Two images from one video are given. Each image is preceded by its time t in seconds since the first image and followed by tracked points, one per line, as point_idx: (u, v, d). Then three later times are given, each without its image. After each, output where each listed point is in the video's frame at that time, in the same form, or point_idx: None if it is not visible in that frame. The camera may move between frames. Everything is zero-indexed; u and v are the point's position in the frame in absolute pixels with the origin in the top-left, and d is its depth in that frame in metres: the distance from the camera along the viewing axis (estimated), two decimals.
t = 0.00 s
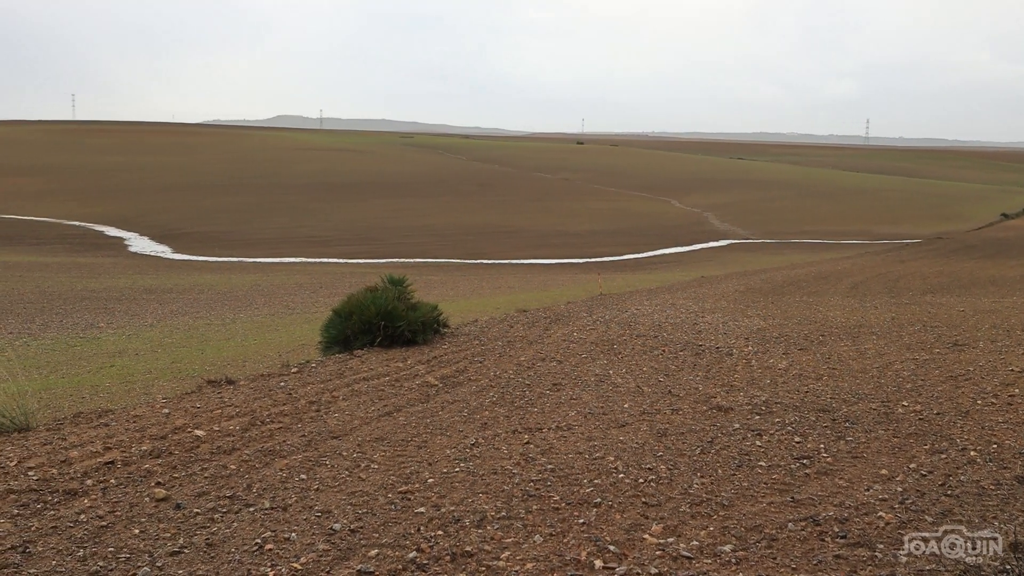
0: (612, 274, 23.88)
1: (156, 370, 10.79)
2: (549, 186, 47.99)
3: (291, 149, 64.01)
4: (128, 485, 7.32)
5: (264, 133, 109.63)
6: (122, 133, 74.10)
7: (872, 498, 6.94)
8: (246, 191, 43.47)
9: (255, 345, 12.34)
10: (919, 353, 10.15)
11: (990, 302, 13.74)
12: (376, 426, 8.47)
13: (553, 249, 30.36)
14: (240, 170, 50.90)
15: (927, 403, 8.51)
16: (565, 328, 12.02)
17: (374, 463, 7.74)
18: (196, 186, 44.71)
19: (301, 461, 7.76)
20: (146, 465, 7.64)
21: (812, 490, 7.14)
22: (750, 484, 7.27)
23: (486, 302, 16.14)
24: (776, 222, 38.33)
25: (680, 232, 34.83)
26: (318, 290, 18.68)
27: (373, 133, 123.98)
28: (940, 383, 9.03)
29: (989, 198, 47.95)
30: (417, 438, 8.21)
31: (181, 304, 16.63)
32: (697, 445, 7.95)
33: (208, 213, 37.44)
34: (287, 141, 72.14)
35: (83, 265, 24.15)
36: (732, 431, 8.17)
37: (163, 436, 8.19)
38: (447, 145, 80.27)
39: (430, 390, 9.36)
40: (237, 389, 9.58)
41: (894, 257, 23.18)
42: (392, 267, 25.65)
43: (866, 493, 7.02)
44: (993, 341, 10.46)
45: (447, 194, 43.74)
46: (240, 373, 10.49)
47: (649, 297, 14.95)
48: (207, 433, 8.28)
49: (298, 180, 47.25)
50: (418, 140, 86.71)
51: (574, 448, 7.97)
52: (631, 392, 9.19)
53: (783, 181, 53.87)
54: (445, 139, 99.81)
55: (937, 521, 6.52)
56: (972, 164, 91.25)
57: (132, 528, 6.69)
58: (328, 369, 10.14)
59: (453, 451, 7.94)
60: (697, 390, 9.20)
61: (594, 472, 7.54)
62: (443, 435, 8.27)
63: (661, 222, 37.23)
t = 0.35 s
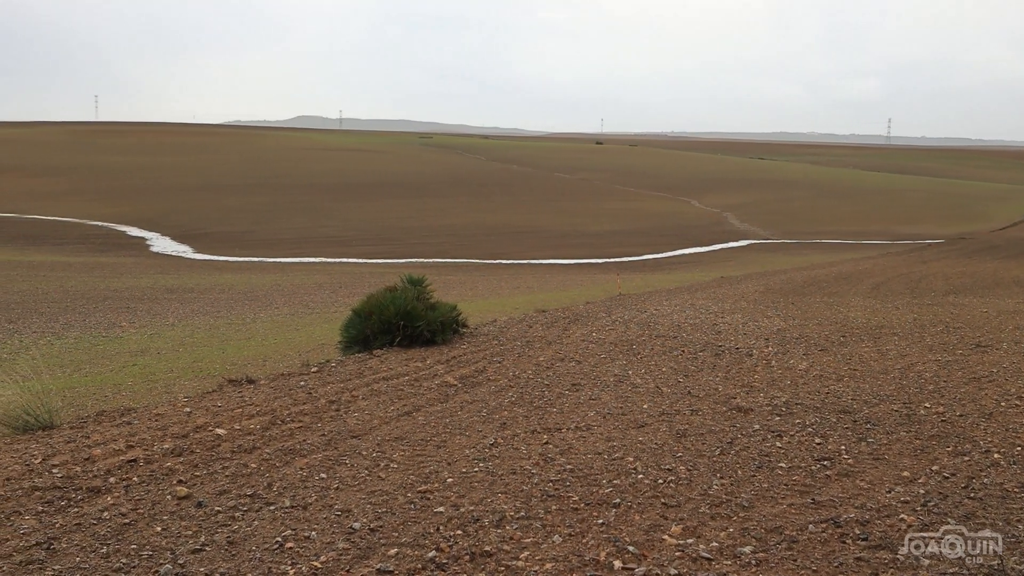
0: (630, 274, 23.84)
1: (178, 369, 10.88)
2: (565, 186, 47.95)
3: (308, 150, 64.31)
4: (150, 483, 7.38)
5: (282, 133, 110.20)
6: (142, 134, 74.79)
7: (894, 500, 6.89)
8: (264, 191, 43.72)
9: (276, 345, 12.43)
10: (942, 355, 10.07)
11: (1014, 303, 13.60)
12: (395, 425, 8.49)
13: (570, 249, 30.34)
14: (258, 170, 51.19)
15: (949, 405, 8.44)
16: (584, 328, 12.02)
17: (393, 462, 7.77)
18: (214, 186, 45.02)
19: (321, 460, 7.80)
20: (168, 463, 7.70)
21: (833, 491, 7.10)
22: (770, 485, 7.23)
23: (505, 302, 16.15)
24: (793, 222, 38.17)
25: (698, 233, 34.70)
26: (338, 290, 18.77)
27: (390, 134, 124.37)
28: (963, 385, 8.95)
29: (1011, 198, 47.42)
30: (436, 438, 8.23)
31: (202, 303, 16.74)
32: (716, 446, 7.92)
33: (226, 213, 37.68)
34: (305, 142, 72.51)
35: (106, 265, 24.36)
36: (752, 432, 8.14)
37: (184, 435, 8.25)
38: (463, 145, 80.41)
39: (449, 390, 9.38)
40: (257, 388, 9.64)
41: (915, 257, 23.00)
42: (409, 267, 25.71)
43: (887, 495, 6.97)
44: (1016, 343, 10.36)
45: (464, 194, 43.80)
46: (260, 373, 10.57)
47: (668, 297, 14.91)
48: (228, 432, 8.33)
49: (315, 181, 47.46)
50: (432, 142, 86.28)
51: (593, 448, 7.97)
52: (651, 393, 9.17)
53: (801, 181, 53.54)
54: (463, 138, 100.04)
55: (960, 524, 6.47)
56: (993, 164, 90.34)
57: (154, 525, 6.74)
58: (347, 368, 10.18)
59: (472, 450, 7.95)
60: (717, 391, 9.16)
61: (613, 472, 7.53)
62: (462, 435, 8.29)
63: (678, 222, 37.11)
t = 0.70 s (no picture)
0: (647, 275, 23.82)
1: (199, 369, 10.95)
2: (579, 186, 47.92)
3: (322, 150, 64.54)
4: (172, 482, 7.43)
5: (297, 133, 110.64)
6: (159, 134, 75.35)
7: (916, 503, 6.85)
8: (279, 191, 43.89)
9: (296, 344, 12.48)
10: (964, 356, 10.01)
11: None
12: (415, 425, 8.51)
13: (586, 249, 30.32)
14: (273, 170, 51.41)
15: (972, 407, 8.39)
16: (604, 329, 12.02)
17: (413, 462, 7.79)
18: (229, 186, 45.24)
19: (342, 460, 7.83)
20: (189, 462, 7.74)
21: (855, 493, 7.07)
22: (791, 487, 7.21)
23: (525, 302, 16.18)
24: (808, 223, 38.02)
25: (714, 233, 34.58)
26: (357, 289, 18.85)
27: (404, 134, 124.67)
28: (986, 387, 8.90)
29: None
30: (456, 438, 8.25)
31: (222, 303, 16.82)
32: (737, 447, 7.91)
33: (242, 213, 37.87)
34: (319, 142, 72.80)
35: (125, 264, 24.54)
36: (772, 433, 8.13)
37: (205, 433, 8.29)
38: (478, 146, 80.49)
39: (468, 390, 9.40)
40: (278, 387, 9.69)
41: (933, 258, 22.87)
42: (426, 267, 25.77)
43: (909, 497, 6.93)
44: None
45: (478, 195, 43.83)
46: (281, 372, 10.63)
47: (688, 298, 14.89)
48: (249, 431, 8.38)
49: (330, 181, 47.60)
50: (451, 142, 86.82)
51: (613, 449, 7.96)
52: (671, 394, 9.16)
53: (817, 182, 53.31)
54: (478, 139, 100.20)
55: (983, 527, 6.42)
56: (1011, 164, 89.66)
57: (176, 524, 6.78)
58: (367, 368, 10.20)
59: (492, 451, 7.97)
60: (737, 392, 9.15)
61: (634, 473, 7.53)
62: (482, 435, 8.30)
63: (693, 223, 37.04)
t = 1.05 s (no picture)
0: (665, 275, 23.79)
1: (219, 369, 11.02)
2: (593, 186, 47.90)
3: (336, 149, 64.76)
4: (193, 481, 7.47)
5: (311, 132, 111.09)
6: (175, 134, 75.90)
7: (938, 505, 6.81)
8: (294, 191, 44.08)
9: (316, 344, 12.55)
10: (987, 358, 9.95)
11: None
12: (434, 425, 8.54)
13: (601, 250, 30.32)
14: (287, 170, 51.65)
15: (994, 410, 8.34)
16: (623, 330, 12.01)
17: (433, 462, 7.80)
18: (243, 186, 45.48)
19: (361, 460, 7.85)
20: (210, 462, 7.79)
21: (876, 495, 7.04)
22: (811, 488, 7.19)
23: (545, 303, 16.20)
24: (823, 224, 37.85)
25: (729, 234, 34.49)
26: (375, 290, 18.91)
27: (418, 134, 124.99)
28: (1009, 388, 8.83)
29: None
30: (475, 438, 8.26)
31: (242, 303, 16.92)
32: (757, 449, 7.89)
33: (258, 213, 38.06)
34: (334, 141, 73.11)
35: (144, 265, 24.76)
36: (792, 434, 8.10)
37: (226, 433, 8.34)
38: (492, 146, 80.54)
39: (488, 391, 9.41)
40: (298, 387, 9.73)
41: (952, 259, 22.73)
42: (442, 268, 25.82)
43: (931, 499, 6.90)
44: None
45: (492, 195, 43.88)
46: (301, 372, 10.68)
47: (707, 299, 14.87)
48: (269, 431, 8.42)
49: (344, 181, 47.75)
50: (470, 141, 87.85)
51: (632, 450, 7.95)
52: (690, 395, 9.15)
53: (832, 182, 53.05)
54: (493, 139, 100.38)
55: (1006, 530, 6.38)
56: None
57: (198, 523, 6.82)
58: (386, 369, 10.24)
59: (511, 451, 7.98)
60: (757, 393, 9.13)
61: (653, 474, 7.52)
62: (501, 435, 8.31)
63: (708, 223, 36.96)
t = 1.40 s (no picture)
0: (682, 275, 23.69)
1: (237, 371, 11.07)
2: (608, 186, 47.83)
3: (351, 151, 64.99)
4: (213, 482, 7.50)
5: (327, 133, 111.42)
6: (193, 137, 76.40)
7: (962, 507, 6.72)
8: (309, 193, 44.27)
9: (334, 346, 12.58)
10: (1012, 358, 9.83)
11: None
12: (453, 427, 8.52)
13: (618, 250, 30.25)
14: (303, 172, 51.82)
15: (1020, 410, 8.23)
16: (641, 330, 11.96)
17: (451, 463, 7.79)
18: (259, 188, 45.72)
19: (380, 461, 7.85)
20: (229, 463, 7.81)
21: (898, 497, 6.96)
22: (832, 490, 7.12)
23: (563, 304, 16.17)
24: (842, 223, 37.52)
25: (746, 233, 34.33)
26: (393, 291, 18.95)
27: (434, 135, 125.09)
28: None
29: None
30: (493, 439, 8.24)
31: (260, 304, 16.99)
32: (777, 450, 7.82)
33: (275, 215, 38.25)
34: (350, 143, 73.32)
35: (162, 267, 24.91)
36: (813, 435, 8.04)
37: (244, 435, 8.36)
38: (507, 147, 80.57)
39: (506, 392, 9.39)
40: (316, 388, 9.74)
41: (973, 258, 22.52)
42: (459, 268, 25.85)
43: (955, 501, 6.81)
44: None
45: (507, 196, 43.89)
46: (319, 374, 10.71)
47: (726, 299, 14.79)
48: (288, 432, 8.43)
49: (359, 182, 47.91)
50: (488, 142, 87.98)
51: (651, 451, 7.91)
52: (709, 395, 9.09)
53: (850, 180, 52.68)
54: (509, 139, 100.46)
55: None
56: None
57: (217, 524, 6.83)
58: (404, 370, 10.24)
59: (529, 452, 7.95)
60: (777, 394, 9.07)
61: (673, 475, 7.47)
62: (520, 436, 8.28)
63: (725, 222, 36.79)
